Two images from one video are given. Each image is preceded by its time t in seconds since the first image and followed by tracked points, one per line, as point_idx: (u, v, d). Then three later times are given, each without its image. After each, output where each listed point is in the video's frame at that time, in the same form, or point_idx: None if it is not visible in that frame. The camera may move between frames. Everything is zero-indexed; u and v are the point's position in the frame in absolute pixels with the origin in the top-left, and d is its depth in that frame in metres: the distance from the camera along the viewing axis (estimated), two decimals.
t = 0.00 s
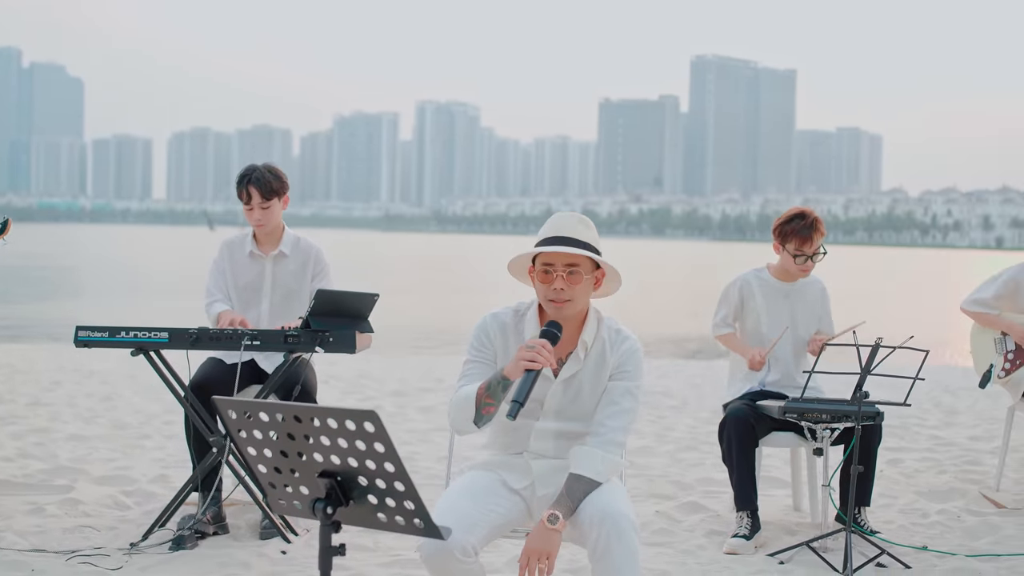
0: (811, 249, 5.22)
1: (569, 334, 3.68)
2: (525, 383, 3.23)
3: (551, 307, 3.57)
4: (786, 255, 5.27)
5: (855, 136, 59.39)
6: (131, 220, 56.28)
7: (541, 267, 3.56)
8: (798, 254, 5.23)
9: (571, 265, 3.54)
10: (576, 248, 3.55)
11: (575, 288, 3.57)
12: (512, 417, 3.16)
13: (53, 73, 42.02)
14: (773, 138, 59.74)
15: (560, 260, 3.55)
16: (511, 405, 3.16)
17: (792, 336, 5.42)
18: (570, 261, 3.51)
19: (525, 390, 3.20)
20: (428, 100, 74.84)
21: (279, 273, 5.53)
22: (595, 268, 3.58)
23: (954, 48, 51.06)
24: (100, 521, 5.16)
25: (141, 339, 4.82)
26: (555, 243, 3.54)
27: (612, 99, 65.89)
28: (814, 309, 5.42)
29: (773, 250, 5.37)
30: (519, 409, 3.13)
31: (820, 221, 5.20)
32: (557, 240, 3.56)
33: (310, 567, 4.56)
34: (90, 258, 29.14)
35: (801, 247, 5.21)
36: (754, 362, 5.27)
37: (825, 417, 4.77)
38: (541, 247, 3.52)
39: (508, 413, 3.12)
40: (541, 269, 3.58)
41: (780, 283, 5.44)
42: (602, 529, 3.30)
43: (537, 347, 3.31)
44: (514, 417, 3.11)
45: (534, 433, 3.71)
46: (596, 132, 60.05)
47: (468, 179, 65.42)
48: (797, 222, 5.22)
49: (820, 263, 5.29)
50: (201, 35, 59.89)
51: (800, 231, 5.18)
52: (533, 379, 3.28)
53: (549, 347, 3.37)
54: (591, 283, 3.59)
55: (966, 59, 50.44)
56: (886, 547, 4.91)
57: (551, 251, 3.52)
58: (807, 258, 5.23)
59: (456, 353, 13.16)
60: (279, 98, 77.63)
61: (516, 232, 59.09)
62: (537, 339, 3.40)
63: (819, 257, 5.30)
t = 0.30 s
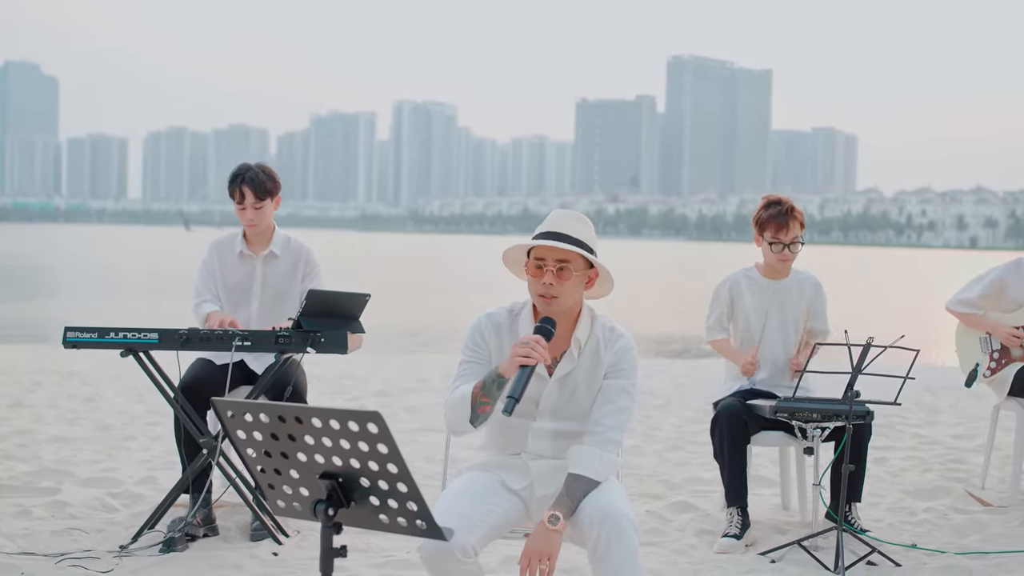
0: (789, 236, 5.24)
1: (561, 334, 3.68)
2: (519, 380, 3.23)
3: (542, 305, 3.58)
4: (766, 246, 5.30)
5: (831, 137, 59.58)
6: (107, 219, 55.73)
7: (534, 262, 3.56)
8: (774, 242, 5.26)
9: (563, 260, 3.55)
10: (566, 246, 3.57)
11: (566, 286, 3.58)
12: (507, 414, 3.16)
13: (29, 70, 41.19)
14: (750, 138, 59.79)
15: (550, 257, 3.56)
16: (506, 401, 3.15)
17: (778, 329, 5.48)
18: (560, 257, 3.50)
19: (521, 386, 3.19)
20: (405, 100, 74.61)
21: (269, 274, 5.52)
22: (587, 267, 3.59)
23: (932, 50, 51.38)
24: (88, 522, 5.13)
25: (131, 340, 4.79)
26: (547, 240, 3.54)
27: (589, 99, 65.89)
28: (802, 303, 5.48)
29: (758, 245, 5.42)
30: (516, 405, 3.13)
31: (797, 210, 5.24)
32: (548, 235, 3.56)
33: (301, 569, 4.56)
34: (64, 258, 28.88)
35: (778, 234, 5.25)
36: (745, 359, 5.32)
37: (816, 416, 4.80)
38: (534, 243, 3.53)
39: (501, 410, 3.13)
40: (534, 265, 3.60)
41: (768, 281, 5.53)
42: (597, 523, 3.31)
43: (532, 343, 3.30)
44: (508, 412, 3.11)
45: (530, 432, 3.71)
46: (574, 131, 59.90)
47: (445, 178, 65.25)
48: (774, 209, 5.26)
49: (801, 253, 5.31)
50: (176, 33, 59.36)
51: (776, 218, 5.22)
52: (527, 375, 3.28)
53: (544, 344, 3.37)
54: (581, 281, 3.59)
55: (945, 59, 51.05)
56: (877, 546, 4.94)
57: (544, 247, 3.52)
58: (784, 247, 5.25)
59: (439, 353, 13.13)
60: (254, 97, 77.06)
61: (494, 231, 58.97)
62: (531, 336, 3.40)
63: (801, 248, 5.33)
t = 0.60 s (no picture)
0: (781, 242, 5.29)
1: (550, 331, 3.68)
2: (509, 377, 3.23)
3: (528, 305, 3.58)
4: (759, 251, 5.34)
5: (807, 137, 60.08)
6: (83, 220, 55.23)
7: (520, 260, 3.57)
8: (766, 247, 5.30)
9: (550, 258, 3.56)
10: (551, 244, 3.57)
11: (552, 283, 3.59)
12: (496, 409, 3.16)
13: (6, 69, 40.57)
14: (726, 137, 60.16)
15: (535, 255, 3.56)
16: (496, 396, 3.14)
17: (770, 331, 5.51)
18: (544, 256, 3.51)
19: (509, 382, 3.18)
20: (382, 100, 74.47)
21: (257, 274, 5.49)
22: (572, 264, 3.60)
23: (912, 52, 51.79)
24: (77, 525, 5.10)
25: (121, 341, 4.76)
26: (533, 238, 3.55)
27: (566, 98, 65.93)
28: (792, 305, 5.51)
29: (747, 246, 5.45)
30: (503, 400, 3.13)
31: (788, 215, 5.28)
32: (534, 234, 3.56)
33: (295, 571, 4.54)
34: (40, 258, 28.69)
35: (771, 241, 5.29)
36: (733, 361, 5.35)
37: (806, 415, 4.82)
38: (520, 241, 3.53)
39: (491, 406, 3.11)
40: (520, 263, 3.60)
41: (757, 281, 5.54)
42: (594, 519, 3.30)
43: (520, 340, 3.30)
44: (498, 408, 3.10)
45: (527, 432, 3.69)
46: (551, 132, 60.11)
47: (423, 178, 65.21)
48: (765, 215, 5.30)
49: (793, 257, 5.35)
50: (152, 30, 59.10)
51: (768, 224, 5.26)
52: (516, 372, 3.28)
53: (531, 340, 3.37)
54: (569, 279, 3.60)
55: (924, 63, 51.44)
56: (869, 544, 4.97)
57: (531, 248, 3.53)
58: (777, 252, 5.29)
59: (420, 353, 13.12)
60: (230, 97, 76.85)
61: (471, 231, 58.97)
62: (520, 333, 3.40)
63: (791, 251, 5.36)
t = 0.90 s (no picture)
0: (775, 243, 5.30)
1: (539, 329, 3.67)
2: (496, 371, 3.22)
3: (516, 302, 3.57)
4: (751, 251, 5.35)
5: (786, 137, 60.38)
6: (57, 220, 54.67)
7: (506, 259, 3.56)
8: (760, 247, 5.31)
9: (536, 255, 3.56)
10: (541, 239, 3.56)
11: (541, 280, 3.59)
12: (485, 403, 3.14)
13: None
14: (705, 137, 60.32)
15: (521, 252, 3.55)
16: (484, 390, 3.12)
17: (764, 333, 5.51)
18: (530, 251, 3.51)
19: (497, 375, 3.17)
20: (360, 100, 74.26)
21: (244, 274, 5.42)
22: (555, 259, 3.58)
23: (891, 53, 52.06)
24: (71, 527, 5.06)
25: (116, 341, 4.74)
26: (517, 235, 3.54)
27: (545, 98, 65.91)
28: (785, 306, 5.53)
29: (740, 247, 5.46)
30: (493, 394, 3.12)
31: (781, 215, 5.29)
32: (520, 234, 3.55)
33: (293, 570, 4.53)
34: (17, 258, 28.43)
35: (765, 241, 5.30)
36: (725, 362, 5.36)
37: (801, 414, 4.83)
38: (506, 238, 3.53)
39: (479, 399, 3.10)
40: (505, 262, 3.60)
41: (751, 281, 5.55)
42: (594, 515, 3.30)
43: (508, 335, 3.28)
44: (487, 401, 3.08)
45: (524, 432, 3.68)
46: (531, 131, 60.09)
47: (401, 178, 65.04)
48: (759, 215, 5.30)
49: (786, 257, 5.36)
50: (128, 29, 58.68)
51: (761, 224, 5.27)
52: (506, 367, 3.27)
53: (519, 335, 3.36)
54: (553, 274, 3.60)
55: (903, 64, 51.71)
56: (863, 543, 5.00)
57: (517, 242, 3.53)
58: (770, 252, 5.30)
59: (402, 353, 13.09)
60: (207, 95, 76.43)
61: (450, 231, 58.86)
62: (508, 328, 3.39)
63: (786, 251, 5.37)
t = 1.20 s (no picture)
0: (760, 241, 5.26)
1: (526, 327, 3.62)
2: (483, 369, 3.17)
3: (504, 300, 3.51)
4: (739, 250, 5.33)
5: (763, 138, 61.21)
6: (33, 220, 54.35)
7: (491, 258, 3.51)
8: (745, 246, 5.28)
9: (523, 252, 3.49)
10: (529, 236, 3.50)
11: (531, 276, 3.52)
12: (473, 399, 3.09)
13: None
14: (682, 138, 61.01)
15: (508, 250, 3.49)
16: (473, 386, 3.06)
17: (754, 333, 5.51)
18: (515, 249, 3.44)
19: (485, 371, 3.12)
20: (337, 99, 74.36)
21: (233, 271, 5.38)
22: (542, 255, 3.52)
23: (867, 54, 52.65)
24: (64, 528, 5.02)
25: (108, 342, 4.70)
26: (502, 232, 3.48)
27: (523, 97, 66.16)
28: (775, 304, 5.55)
29: (728, 245, 5.43)
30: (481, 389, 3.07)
31: (767, 213, 5.26)
32: (504, 232, 3.49)
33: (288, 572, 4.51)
34: None
35: (750, 239, 5.26)
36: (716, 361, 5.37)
37: (794, 413, 4.84)
38: (490, 236, 3.47)
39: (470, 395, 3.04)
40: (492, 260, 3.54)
41: (745, 279, 5.61)
42: (592, 514, 3.26)
43: (494, 330, 3.22)
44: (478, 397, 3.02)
45: (520, 432, 3.63)
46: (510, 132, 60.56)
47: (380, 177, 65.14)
48: (744, 213, 5.27)
49: (773, 255, 5.33)
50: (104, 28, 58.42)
51: (747, 223, 5.23)
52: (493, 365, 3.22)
53: (506, 332, 3.30)
54: (540, 271, 3.53)
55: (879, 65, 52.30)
56: (856, 541, 5.02)
57: (502, 241, 3.47)
58: (757, 250, 5.27)
59: (383, 352, 13.10)
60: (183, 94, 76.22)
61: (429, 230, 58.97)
62: (494, 326, 3.33)
63: (773, 250, 5.34)
